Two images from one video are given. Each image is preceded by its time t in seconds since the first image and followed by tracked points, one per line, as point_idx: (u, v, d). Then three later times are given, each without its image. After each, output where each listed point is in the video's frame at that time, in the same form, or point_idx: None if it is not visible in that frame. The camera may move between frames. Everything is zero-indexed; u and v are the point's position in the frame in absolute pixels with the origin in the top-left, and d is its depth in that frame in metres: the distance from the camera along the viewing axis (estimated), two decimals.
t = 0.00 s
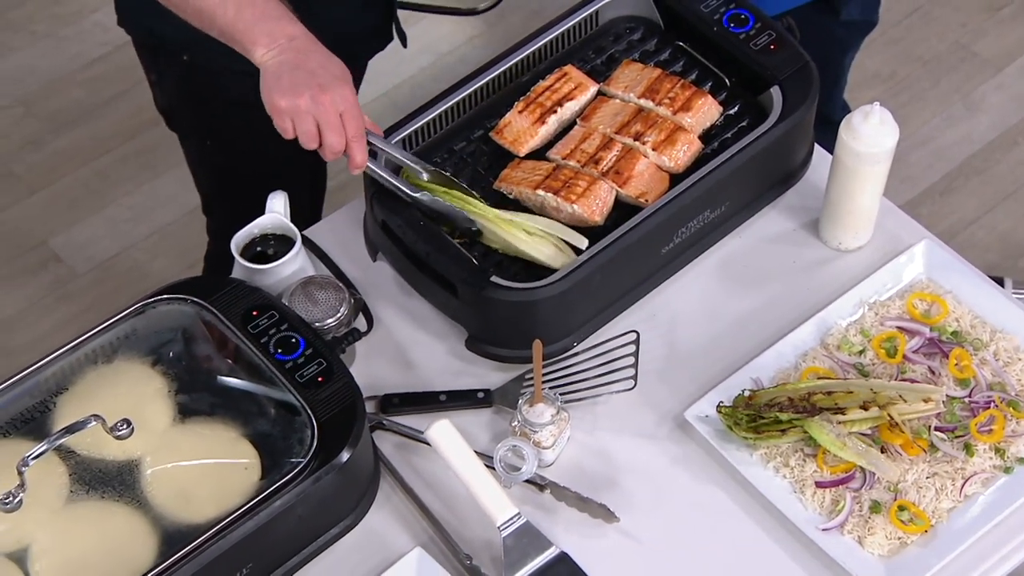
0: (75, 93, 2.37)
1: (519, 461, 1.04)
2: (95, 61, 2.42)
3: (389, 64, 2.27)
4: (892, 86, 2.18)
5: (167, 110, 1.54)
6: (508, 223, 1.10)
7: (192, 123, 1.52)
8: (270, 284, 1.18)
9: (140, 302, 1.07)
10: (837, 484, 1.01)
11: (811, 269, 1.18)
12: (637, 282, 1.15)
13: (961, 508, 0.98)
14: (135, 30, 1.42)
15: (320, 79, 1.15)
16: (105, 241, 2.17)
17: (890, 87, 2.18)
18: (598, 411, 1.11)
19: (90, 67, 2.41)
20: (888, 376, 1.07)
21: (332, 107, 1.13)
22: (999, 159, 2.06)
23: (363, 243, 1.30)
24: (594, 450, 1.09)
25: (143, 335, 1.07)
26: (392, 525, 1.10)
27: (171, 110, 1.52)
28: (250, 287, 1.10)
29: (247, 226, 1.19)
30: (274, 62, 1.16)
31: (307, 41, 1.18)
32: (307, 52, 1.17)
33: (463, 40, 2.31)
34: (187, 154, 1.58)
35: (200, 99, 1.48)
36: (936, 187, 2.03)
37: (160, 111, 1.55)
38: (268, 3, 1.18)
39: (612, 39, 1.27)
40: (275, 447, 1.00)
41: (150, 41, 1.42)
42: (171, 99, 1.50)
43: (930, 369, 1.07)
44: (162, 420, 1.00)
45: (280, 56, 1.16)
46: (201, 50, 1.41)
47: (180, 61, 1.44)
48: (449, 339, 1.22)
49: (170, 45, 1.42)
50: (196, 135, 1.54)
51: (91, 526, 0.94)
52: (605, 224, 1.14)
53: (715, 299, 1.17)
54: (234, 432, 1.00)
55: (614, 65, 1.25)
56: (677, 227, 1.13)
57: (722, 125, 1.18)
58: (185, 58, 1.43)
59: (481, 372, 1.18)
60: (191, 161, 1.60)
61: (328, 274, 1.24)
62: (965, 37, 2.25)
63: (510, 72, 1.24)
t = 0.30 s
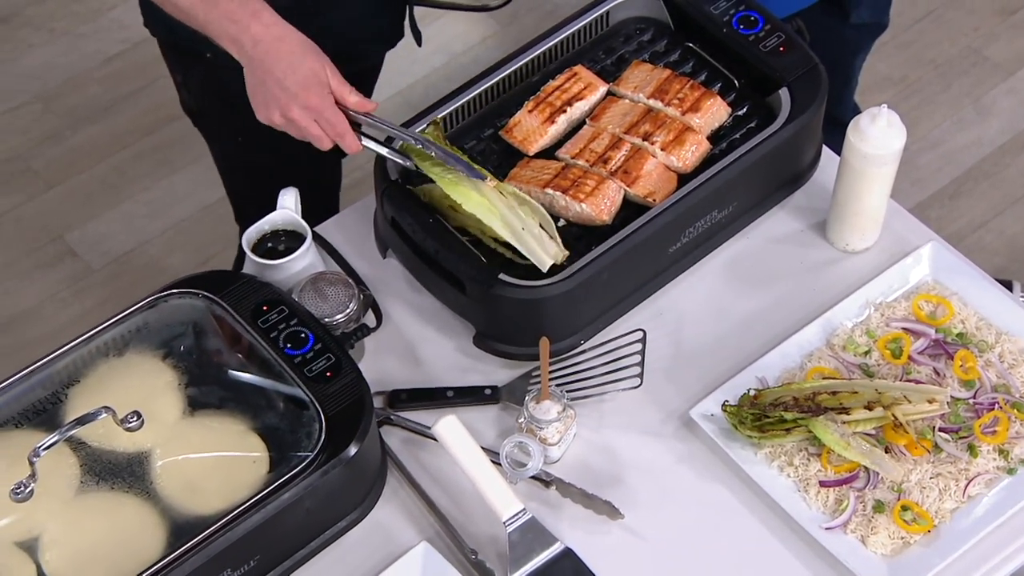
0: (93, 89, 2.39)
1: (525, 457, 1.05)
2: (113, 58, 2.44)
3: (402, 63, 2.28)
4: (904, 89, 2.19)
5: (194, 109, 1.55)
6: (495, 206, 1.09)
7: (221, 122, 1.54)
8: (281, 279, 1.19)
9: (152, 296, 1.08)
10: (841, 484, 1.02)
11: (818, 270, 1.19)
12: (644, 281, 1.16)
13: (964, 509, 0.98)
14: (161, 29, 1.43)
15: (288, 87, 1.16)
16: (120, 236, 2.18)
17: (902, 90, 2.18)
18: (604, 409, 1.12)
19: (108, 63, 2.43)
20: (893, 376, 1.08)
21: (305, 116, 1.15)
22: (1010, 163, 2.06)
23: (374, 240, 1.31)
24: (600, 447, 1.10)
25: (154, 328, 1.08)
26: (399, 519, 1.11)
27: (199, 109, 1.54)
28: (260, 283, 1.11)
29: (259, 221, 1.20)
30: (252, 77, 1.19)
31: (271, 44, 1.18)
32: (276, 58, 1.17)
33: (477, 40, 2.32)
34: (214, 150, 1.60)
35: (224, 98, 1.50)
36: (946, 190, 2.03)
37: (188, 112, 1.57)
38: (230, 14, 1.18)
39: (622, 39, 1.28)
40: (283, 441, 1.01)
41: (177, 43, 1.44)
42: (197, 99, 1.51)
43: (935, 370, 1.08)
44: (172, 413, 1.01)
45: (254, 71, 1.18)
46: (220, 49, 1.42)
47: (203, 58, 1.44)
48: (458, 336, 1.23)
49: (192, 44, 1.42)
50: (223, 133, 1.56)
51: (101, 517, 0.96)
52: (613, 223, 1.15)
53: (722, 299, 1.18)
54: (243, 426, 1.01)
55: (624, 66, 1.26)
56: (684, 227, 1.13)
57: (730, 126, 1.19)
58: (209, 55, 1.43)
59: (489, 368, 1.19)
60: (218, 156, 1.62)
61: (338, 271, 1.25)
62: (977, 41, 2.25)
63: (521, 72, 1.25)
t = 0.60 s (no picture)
0: (110, 86, 2.41)
1: (531, 453, 1.06)
2: (130, 56, 2.46)
3: (415, 63, 2.30)
4: (915, 93, 2.19)
5: (202, 109, 1.57)
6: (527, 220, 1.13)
7: (229, 124, 1.55)
8: (291, 275, 1.20)
9: (163, 290, 1.09)
10: (845, 483, 1.02)
11: (824, 271, 1.20)
12: (651, 281, 1.16)
13: (967, 509, 0.99)
14: (169, 32, 1.44)
15: (347, 59, 1.15)
16: (135, 232, 2.20)
17: (912, 94, 2.19)
18: (611, 407, 1.13)
19: (126, 61, 2.45)
20: (898, 377, 1.09)
21: (359, 90, 1.14)
22: (1020, 167, 2.06)
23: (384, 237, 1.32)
24: (605, 444, 1.10)
25: (166, 322, 1.09)
26: (405, 513, 1.12)
27: (206, 109, 1.56)
28: (269, 278, 1.12)
29: (270, 217, 1.21)
30: (302, 44, 1.16)
31: (329, 21, 1.18)
32: (333, 32, 1.17)
33: (490, 41, 2.33)
34: (222, 149, 1.62)
35: (235, 101, 1.51)
36: (955, 194, 2.04)
37: (196, 111, 1.58)
38: None
39: (632, 40, 1.29)
40: (292, 434, 1.02)
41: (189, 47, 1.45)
42: (206, 100, 1.53)
43: (940, 371, 1.08)
44: (183, 406, 1.02)
45: (302, 39, 1.16)
46: (233, 50, 1.43)
47: (211, 61, 1.46)
48: (466, 333, 1.24)
49: (200, 47, 1.43)
50: (230, 136, 1.58)
51: (111, 508, 0.97)
52: (621, 223, 1.16)
53: (728, 299, 1.19)
54: (251, 420, 1.02)
55: (633, 66, 1.27)
56: (691, 228, 1.14)
57: (739, 127, 1.20)
58: (217, 58, 1.45)
59: (496, 365, 1.20)
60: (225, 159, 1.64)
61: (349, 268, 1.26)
62: (989, 46, 2.25)
63: (531, 72, 1.26)
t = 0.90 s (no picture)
0: (125, 84, 2.43)
1: (537, 450, 1.07)
2: (145, 54, 2.47)
3: (426, 62, 2.31)
4: (925, 96, 2.19)
5: (215, 108, 1.58)
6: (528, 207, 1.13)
7: (241, 122, 1.57)
8: (300, 272, 1.21)
9: (174, 285, 1.10)
10: (849, 483, 1.03)
11: (831, 272, 1.20)
12: (657, 280, 1.17)
13: (970, 510, 0.99)
14: (183, 31, 1.45)
15: (373, 72, 1.15)
16: (148, 229, 2.22)
17: (922, 97, 2.19)
18: (616, 405, 1.13)
19: (140, 59, 2.46)
20: (902, 378, 1.09)
21: (385, 99, 1.14)
22: None
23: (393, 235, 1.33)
24: (610, 442, 1.11)
25: (175, 317, 1.10)
26: (411, 508, 1.13)
27: (218, 108, 1.57)
28: (278, 274, 1.13)
29: (280, 214, 1.22)
30: (325, 60, 1.15)
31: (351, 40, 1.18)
32: (357, 50, 1.17)
33: (501, 41, 2.34)
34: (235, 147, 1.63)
35: (248, 99, 1.52)
36: (964, 197, 2.04)
37: (209, 109, 1.59)
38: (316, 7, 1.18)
39: (641, 41, 1.30)
40: (299, 429, 1.03)
41: (203, 47, 1.46)
42: (218, 98, 1.54)
43: (945, 373, 1.09)
44: (191, 401, 1.03)
45: (328, 53, 1.16)
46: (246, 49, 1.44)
47: (224, 60, 1.47)
48: (473, 331, 1.25)
49: (213, 45, 1.45)
50: (243, 134, 1.59)
51: (120, 501, 0.98)
52: (628, 222, 1.16)
53: (734, 299, 1.19)
54: (259, 414, 1.03)
55: (642, 67, 1.28)
56: (698, 228, 1.15)
57: (746, 128, 1.20)
58: (230, 56, 1.46)
59: (503, 362, 1.21)
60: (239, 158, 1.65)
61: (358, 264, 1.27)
62: (999, 50, 2.25)
63: (540, 71, 1.26)
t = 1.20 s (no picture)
0: (122, 83, 2.43)
1: (530, 448, 1.06)
2: (141, 53, 2.48)
3: (422, 62, 2.31)
4: (920, 96, 2.20)
5: (221, 110, 1.58)
6: (513, 195, 1.12)
7: (248, 123, 1.57)
8: (294, 270, 1.21)
9: (168, 284, 1.11)
10: (841, 480, 1.03)
11: (823, 271, 1.20)
12: (650, 279, 1.17)
13: (961, 507, 1.00)
14: (186, 32, 1.45)
15: (315, 82, 1.17)
16: (144, 228, 2.22)
17: (916, 97, 2.20)
18: (609, 403, 1.14)
19: (137, 59, 2.46)
20: (894, 376, 1.10)
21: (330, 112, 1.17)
22: None
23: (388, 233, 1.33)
24: (603, 440, 1.11)
25: (169, 315, 1.10)
26: (404, 506, 1.13)
27: (225, 109, 1.57)
28: (272, 272, 1.12)
29: (274, 212, 1.22)
30: (282, 72, 1.20)
31: (298, 42, 1.18)
32: (303, 53, 1.18)
33: (498, 41, 2.35)
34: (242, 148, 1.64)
35: (249, 99, 1.53)
36: (958, 196, 2.04)
37: (215, 112, 1.60)
38: (260, 11, 1.18)
39: (635, 40, 1.30)
40: (292, 427, 1.03)
41: (206, 47, 1.47)
42: (225, 100, 1.55)
43: (937, 371, 1.09)
44: (185, 398, 1.03)
45: (281, 64, 1.19)
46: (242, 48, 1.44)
47: (228, 59, 1.47)
48: (467, 329, 1.25)
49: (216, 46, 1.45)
50: (251, 135, 1.59)
51: (113, 498, 0.98)
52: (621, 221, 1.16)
53: (727, 298, 1.19)
54: (252, 412, 1.03)
55: (636, 66, 1.28)
56: (691, 227, 1.15)
57: (740, 127, 1.20)
58: (234, 55, 1.45)
59: (496, 361, 1.21)
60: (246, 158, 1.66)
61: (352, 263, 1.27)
62: (993, 49, 2.26)
63: (534, 71, 1.27)
